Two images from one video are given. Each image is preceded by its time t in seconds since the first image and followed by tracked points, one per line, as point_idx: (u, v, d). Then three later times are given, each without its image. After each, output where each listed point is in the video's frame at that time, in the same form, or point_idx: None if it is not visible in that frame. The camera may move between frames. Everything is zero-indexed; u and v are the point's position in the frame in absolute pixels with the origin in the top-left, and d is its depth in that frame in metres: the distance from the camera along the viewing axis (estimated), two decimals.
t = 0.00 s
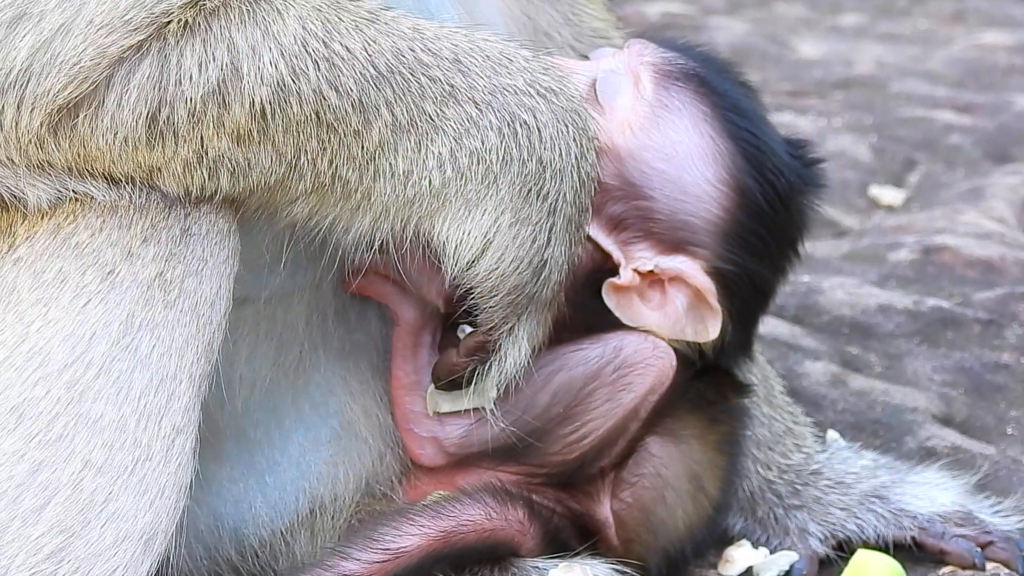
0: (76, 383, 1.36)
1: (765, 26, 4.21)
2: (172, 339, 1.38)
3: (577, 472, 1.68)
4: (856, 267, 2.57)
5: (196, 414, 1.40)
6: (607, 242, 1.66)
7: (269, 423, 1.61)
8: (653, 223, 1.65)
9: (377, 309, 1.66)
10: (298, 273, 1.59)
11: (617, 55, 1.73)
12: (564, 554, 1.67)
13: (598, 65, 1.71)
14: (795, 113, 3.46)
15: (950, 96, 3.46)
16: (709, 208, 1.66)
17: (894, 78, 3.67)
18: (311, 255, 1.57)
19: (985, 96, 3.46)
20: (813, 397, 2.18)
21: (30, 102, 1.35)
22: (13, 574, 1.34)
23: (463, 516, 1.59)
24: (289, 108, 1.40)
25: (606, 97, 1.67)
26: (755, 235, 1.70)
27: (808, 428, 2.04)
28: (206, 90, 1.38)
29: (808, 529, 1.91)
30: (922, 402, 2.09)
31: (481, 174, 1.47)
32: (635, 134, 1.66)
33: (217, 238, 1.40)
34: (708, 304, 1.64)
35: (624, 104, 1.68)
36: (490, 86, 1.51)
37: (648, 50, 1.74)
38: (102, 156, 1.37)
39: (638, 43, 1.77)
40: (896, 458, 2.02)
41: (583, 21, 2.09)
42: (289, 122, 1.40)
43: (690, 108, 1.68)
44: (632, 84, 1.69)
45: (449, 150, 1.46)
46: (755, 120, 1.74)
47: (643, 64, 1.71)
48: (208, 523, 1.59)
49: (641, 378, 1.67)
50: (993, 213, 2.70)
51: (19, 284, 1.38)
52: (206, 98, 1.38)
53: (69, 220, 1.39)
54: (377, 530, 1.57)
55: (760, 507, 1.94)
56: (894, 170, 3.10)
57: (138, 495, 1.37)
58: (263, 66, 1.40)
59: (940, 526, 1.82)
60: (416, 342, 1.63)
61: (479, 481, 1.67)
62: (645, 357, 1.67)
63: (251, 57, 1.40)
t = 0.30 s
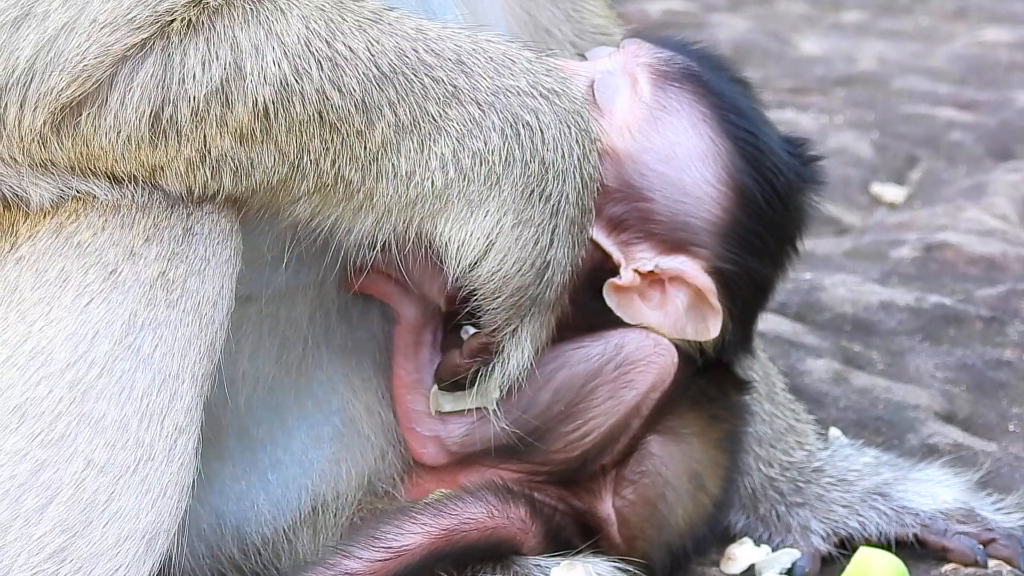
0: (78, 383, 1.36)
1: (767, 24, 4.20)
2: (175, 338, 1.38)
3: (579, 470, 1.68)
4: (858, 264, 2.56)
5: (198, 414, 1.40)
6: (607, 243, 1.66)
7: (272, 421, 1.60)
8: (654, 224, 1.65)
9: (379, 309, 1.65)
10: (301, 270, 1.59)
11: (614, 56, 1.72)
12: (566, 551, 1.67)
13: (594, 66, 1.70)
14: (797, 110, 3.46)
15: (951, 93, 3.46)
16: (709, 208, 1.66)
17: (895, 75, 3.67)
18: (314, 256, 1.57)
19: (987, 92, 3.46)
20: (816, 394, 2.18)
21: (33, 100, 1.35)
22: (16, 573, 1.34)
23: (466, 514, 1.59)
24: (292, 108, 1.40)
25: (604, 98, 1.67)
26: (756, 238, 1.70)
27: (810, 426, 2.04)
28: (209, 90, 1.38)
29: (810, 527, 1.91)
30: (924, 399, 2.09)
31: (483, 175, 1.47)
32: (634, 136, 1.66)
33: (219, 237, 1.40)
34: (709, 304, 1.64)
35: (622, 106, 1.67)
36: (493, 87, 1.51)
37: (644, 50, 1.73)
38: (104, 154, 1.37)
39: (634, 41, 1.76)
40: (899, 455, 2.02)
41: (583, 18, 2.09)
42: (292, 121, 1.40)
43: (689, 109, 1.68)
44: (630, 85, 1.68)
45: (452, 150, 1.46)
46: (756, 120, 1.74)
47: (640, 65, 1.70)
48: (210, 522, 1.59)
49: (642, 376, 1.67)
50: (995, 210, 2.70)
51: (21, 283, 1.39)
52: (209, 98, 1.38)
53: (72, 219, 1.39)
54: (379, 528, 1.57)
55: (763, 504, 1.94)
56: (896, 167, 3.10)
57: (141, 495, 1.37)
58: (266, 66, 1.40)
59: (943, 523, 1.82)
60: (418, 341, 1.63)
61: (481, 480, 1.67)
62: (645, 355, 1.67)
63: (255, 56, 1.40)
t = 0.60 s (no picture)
0: (81, 382, 1.36)
1: (767, 22, 4.20)
2: (177, 337, 1.38)
3: (580, 468, 1.69)
4: (859, 263, 2.56)
5: (201, 413, 1.40)
6: (612, 240, 1.66)
7: (274, 419, 1.60)
8: (658, 222, 1.65)
9: (380, 307, 1.65)
10: (303, 268, 1.59)
11: (622, 53, 1.72)
12: (567, 550, 1.68)
13: (602, 63, 1.70)
14: (797, 109, 3.46)
15: (952, 90, 3.46)
16: (713, 206, 1.66)
17: (896, 73, 3.67)
18: (315, 255, 1.57)
19: (987, 90, 3.46)
20: (817, 392, 2.17)
21: (36, 98, 1.35)
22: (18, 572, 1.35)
23: (467, 512, 1.59)
24: (294, 107, 1.40)
25: (611, 95, 1.67)
26: (760, 235, 1.70)
27: (811, 423, 2.04)
28: (211, 89, 1.38)
29: (812, 525, 1.91)
30: (925, 397, 2.09)
31: (486, 174, 1.47)
32: (639, 132, 1.66)
33: (221, 237, 1.40)
34: (712, 301, 1.65)
35: (629, 102, 1.67)
36: (495, 87, 1.50)
37: (652, 48, 1.73)
38: (107, 153, 1.37)
39: (643, 40, 1.76)
40: (900, 453, 2.02)
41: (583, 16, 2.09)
42: (294, 120, 1.40)
43: (694, 107, 1.68)
44: (637, 82, 1.68)
45: (454, 150, 1.46)
46: (760, 119, 1.74)
47: (648, 62, 1.70)
48: (212, 520, 1.59)
49: (644, 374, 1.67)
50: (996, 208, 2.70)
51: (23, 282, 1.38)
52: (212, 97, 1.38)
53: (74, 218, 1.39)
54: (380, 526, 1.57)
55: (764, 502, 1.94)
56: (896, 165, 3.10)
57: (143, 494, 1.37)
58: (269, 65, 1.40)
59: (944, 520, 1.82)
60: (419, 339, 1.62)
61: (483, 477, 1.67)
62: (646, 353, 1.67)
63: (257, 55, 1.40)
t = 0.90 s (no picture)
0: (80, 382, 1.36)
1: (768, 22, 4.20)
2: (177, 337, 1.38)
3: (581, 468, 1.69)
4: (860, 262, 2.56)
5: (201, 413, 1.40)
6: (611, 237, 1.65)
7: (274, 419, 1.60)
8: (656, 215, 1.64)
9: (380, 305, 1.66)
10: (304, 268, 1.59)
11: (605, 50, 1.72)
12: (567, 549, 1.68)
13: (589, 59, 1.69)
14: (798, 108, 3.46)
15: (953, 90, 3.46)
16: (710, 195, 1.66)
17: (897, 73, 3.67)
18: (315, 255, 1.57)
19: (988, 90, 3.46)
20: (817, 392, 2.17)
21: (36, 98, 1.35)
22: (17, 572, 1.35)
23: (467, 512, 1.59)
24: (295, 107, 1.40)
25: (599, 92, 1.66)
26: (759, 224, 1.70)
27: (811, 422, 2.04)
28: (211, 89, 1.38)
29: (812, 524, 1.91)
30: (926, 397, 2.09)
31: (486, 174, 1.47)
32: (631, 126, 1.65)
33: (221, 236, 1.40)
34: (714, 292, 1.64)
35: (619, 96, 1.66)
36: (495, 87, 1.50)
37: (635, 42, 1.72)
38: (107, 154, 1.37)
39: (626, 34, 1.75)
40: (901, 452, 2.02)
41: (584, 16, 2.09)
42: (295, 120, 1.40)
43: (683, 96, 1.68)
44: (623, 77, 1.67)
45: (454, 150, 1.46)
46: (760, 116, 1.74)
47: (633, 56, 1.70)
48: (213, 519, 1.59)
49: (644, 373, 1.68)
50: (997, 208, 2.70)
51: (23, 282, 1.39)
52: (213, 97, 1.38)
53: (74, 218, 1.39)
54: (380, 526, 1.57)
55: (765, 501, 1.94)
56: (897, 164, 3.10)
57: (143, 494, 1.37)
58: (270, 65, 1.40)
59: (944, 520, 1.82)
60: (419, 339, 1.62)
61: (483, 476, 1.68)
62: (646, 352, 1.68)
63: (258, 56, 1.40)
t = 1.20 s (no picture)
0: (76, 381, 1.36)
1: (769, 23, 4.20)
2: (173, 336, 1.38)
3: (582, 469, 1.70)
4: (860, 263, 2.56)
5: (198, 411, 1.40)
6: (616, 221, 1.66)
7: (273, 419, 1.60)
8: (659, 194, 1.65)
9: (379, 301, 1.64)
10: (301, 266, 1.59)
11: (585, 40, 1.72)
12: (567, 550, 1.68)
13: (571, 51, 1.70)
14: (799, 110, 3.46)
15: (954, 91, 3.46)
16: (710, 166, 1.66)
17: (898, 74, 3.67)
18: (312, 253, 1.57)
19: (990, 92, 3.45)
20: (817, 392, 2.17)
21: (31, 97, 1.35)
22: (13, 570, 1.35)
23: (466, 512, 1.59)
24: (290, 106, 1.40)
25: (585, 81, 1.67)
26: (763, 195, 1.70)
27: (812, 424, 2.03)
28: (206, 89, 1.38)
29: (812, 525, 1.91)
30: (925, 398, 2.09)
31: (483, 171, 1.47)
32: (623, 111, 1.66)
33: (219, 235, 1.40)
34: (725, 263, 1.62)
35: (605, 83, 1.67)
36: (491, 86, 1.50)
37: (614, 26, 1.72)
38: (103, 153, 1.37)
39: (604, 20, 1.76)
40: (901, 453, 2.02)
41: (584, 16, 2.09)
42: (291, 118, 1.40)
43: (670, 72, 1.68)
44: (607, 63, 1.68)
45: (450, 149, 1.46)
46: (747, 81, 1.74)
47: (613, 42, 1.70)
48: (211, 518, 1.59)
49: (647, 374, 1.69)
50: (997, 209, 2.70)
51: (20, 281, 1.39)
52: (209, 97, 1.38)
53: (70, 217, 1.39)
54: (380, 526, 1.57)
55: (764, 502, 1.94)
56: (898, 166, 3.10)
57: (139, 492, 1.37)
58: (265, 63, 1.40)
59: (944, 521, 1.82)
60: (422, 333, 1.62)
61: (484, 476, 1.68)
62: (651, 354, 1.69)
63: (253, 54, 1.40)
